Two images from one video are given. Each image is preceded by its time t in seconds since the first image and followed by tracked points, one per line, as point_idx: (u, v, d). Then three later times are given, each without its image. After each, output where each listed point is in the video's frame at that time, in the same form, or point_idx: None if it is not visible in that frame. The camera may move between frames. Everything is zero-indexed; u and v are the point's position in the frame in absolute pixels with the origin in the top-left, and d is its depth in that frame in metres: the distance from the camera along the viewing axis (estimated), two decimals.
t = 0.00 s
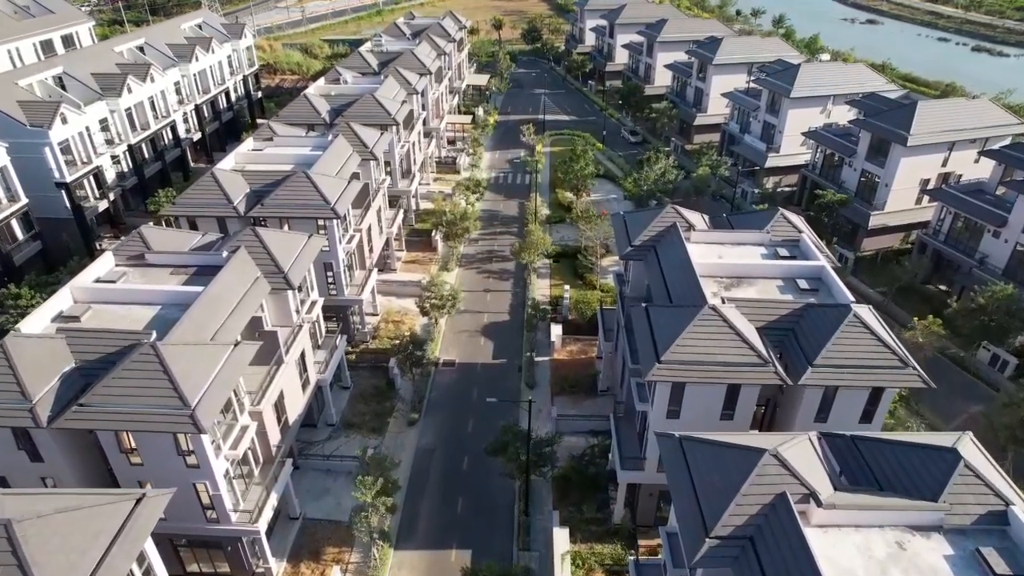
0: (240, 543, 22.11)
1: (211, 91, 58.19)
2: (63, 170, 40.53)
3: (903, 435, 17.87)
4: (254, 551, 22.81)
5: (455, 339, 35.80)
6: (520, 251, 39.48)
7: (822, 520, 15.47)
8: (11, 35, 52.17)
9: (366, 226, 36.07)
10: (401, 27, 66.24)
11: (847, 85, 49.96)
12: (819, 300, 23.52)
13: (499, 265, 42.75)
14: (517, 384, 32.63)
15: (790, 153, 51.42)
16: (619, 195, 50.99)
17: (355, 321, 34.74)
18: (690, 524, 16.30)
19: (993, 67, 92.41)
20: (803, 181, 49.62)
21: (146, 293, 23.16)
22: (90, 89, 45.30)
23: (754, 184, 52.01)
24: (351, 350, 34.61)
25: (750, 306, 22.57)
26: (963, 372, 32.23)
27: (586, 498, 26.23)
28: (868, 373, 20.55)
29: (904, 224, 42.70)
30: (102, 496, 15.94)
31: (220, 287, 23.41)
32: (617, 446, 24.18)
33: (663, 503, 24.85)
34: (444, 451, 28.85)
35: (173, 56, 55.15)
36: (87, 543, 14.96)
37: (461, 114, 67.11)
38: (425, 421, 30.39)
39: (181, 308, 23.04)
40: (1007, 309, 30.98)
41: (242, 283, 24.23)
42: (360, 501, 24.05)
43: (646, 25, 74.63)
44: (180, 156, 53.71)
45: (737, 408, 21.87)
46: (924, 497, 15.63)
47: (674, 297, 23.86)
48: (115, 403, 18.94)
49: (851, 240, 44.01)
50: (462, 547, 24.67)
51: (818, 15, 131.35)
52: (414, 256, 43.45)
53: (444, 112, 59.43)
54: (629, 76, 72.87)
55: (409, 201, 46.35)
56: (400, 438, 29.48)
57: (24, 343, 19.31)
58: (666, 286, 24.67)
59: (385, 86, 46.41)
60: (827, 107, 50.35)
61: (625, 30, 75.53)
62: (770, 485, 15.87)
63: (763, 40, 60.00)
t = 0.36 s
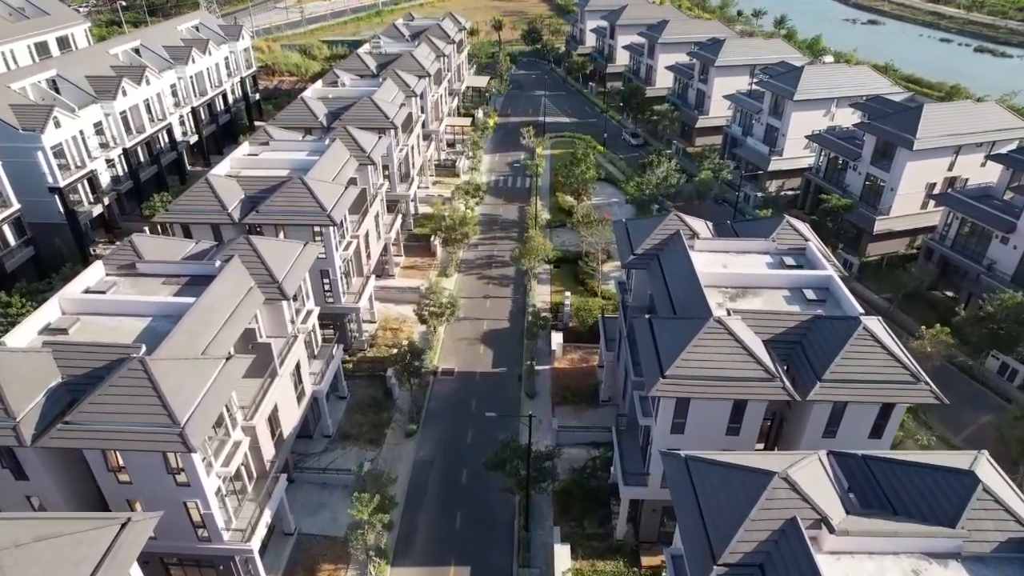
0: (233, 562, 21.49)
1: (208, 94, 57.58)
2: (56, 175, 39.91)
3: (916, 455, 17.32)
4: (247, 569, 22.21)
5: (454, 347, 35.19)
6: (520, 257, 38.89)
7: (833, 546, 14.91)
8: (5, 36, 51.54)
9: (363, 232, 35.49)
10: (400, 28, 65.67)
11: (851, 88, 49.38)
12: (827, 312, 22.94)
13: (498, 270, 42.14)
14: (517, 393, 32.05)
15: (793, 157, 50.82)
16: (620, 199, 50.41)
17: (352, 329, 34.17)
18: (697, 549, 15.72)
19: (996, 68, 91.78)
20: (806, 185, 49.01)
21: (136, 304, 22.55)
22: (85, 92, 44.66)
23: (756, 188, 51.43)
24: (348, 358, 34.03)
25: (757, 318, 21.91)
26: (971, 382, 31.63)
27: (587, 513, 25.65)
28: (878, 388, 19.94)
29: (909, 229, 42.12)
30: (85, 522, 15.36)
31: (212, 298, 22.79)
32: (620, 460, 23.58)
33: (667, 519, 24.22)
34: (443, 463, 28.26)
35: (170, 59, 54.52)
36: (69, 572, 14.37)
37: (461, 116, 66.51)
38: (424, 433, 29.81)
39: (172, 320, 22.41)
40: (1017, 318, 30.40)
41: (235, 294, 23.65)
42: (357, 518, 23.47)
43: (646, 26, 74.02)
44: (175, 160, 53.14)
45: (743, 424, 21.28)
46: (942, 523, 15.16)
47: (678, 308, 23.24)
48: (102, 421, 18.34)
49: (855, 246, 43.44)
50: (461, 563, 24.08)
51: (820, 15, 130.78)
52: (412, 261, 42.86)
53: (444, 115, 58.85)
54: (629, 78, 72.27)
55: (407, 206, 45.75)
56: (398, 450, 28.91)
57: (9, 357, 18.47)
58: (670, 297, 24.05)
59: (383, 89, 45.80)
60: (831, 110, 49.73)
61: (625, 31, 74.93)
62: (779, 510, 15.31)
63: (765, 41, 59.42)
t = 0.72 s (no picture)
0: None
1: (205, 97, 56.98)
2: (49, 180, 39.34)
3: (930, 476, 16.76)
4: None
5: (453, 355, 34.61)
6: (521, 263, 38.30)
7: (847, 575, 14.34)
8: None
9: (361, 239, 34.91)
10: (399, 30, 65.08)
11: (856, 90, 48.77)
12: (835, 324, 22.36)
13: (498, 276, 41.55)
14: (517, 404, 31.46)
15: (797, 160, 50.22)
16: (621, 203, 49.85)
17: (350, 338, 33.58)
18: None
19: (1000, 69, 91.10)
20: (811, 189, 48.43)
21: (127, 316, 21.97)
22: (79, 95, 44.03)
23: (759, 192, 50.85)
24: (346, 367, 33.45)
25: (764, 330, 21.32)
26: (980, 392, 30.98)
27: (589, 529, 25.06)
28: (890, 405, 19.34)
29: (914, 234, 41.54)
30: (67, 550, 14.85)
31: (205, 311, 22.19)
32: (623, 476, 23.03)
33: (671, 535, 23.64)
34: (442, 476, 27.69)
35: (166, 61, 53.90)
36: None
37: (460, 118, 65.90)
38: (422, 445, 29.24)
39: (163, 333, 21.81)
40: None
41: (228, 306, 23.06)
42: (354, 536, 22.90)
43: (648, 28, 73.41)
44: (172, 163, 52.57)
45: (750, 440, 20.71)
46: (961, 550, 14.72)
47: (683, 321, 22.65)
48: (88, 440, 17.74)
49: (860, 251, 42.86)
50: None
51: (821, 16, 130.12)
52: (411, 267, 42.28)
53: (443, 118, 58.25)
54: (631, 80, 71.66)
55: (406, 210, 45.17)
56: (396, 462, 28.33)
57: None
58: (675, 309, 23.47)
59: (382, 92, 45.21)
60: (835, 113, 49.13)
61: (626, 32, 74.34)
62: (790, 536, 14.77)
63: (768, 43, 58.81)
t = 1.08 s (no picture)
0: None
1: (202, 99, 56.40)
2: (43, 185, 38.75)
3: (946, 500, 16.19)
4: None
5: (453, 364, 34.04)
6: (521, 270, 37.71)
7: None
8: None
9: (358, 246, 34.32)
10: (398, 31, 64.48)
11: (860, 93, 48.19)
12: (844, 336, 21.79)
13: (498, 282, 40.97)
14: (518, 414, 30.90)
15: (800, 164, 49.64)
16: (623, 208, 49.29)
17: (347, 347, 33.02)
18: None
19: (1003, 70, 90.47)
20: (814, 193, 47.86)
21: (117, 329, 21.38)
22: (73, 98, 43.36)
23: (763, 196, 50.26)
24: (343, 376, 32.89)
25: (772, 343, 20.74)
26: (990, 402, 30.38)
27: (592, 545, 24.48)
28: (902, 421, 18.75)
29: (920, 240, 40.94)
30: None
31: (197, 323, 21.62)
32: (626, 492, 22.44)
33: (675, 553, 23.06)
34: (441, 490, 27.11)
35: (162, 63, 53.25)
36: None
37: (460, 121, 65.31)
38: (421, 457, 28.66)
39: (154, 346, 21.22)
40: None
41: (221, 318, 22.51)
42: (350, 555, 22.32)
43: (649, 29, 72.79)
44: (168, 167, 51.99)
45: (757, 457, 20.14)
46: None
47: (688, 333, 22.10)
48: (74, 460, 17.16)
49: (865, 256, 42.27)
50: None
51: (823, 17, 129.44)
52: (410, 273, 41.71)
53: (443, 121, 57.66)
54: (632, 82, 71.10)
55: (405, 215, 44.60)
56: (394, 475, 27.77)
57: None
58: (679, 320, 22.92)
59: (380, 96, 44.62)
60: (839, 116, 48.54)
61: (627, 33, 73.73)
62: (802, 565, 14.22)
63: (770, 45, 58.22)
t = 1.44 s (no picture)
0: None
1: (199, 101, 55.87)
2: (36, 189, 38.22)
3: (962, 521, 15.63)
4: None
5: (452, 372, 33.52)
6: (521, 276, 37.17)
7: None
8: None
9: (356, 251, 33.77)
10: (398, 33, 63.91)
11: (864, 96, 47.62)
12: (853, 348, 21.23)
13: (499, 288, 40.44)
14: (518, 424, 30.37)
15: (804, 167, 49.10)
16: (624, 211, 48.78)
17: (345, 355, 32.47)
18: None
19: (1006, 71, 89.91)
20: (818, 197, 47.35)
21: (107, 340, 20.79)
22: (68, 101, 42.75)
23: (766, 199, 49.72)
24: (341, 384, 32.36)
25: (780, 355, 20.18)
26: (999, 412, 29.84)
27: (594, 560, 23.93)
28: (915, 437, 18.19)
29: (926, 244, 40.38)
30: None
31: (190, 335, 21.06)
32: (629, 507, 21.88)
33: (680, 569, 22.51)
34: (440, 502, 26.57)
35: (159, 65, 52.68)
36: None
37: (460, 123, 64.79)
38: (420, 468, 28.13)
39: (145, 358, 20.65)
40: None
41: (215, 329, 21.95)
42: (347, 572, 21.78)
43: (650, 30, 72.26)
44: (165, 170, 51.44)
45: (765, 473, 19.60)
46: None
47: (693, 344, 21.55)
48: (59, 479, 16.58)
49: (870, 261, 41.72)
50: None
51: (825, 17, 128.94)
52: (409, 278, 41.18)
53: (442, 123, 57.13)
54: (633, 83, 70.56)
55: (404, 219, 44.06)
56: (392, 487, 27.24)
57: None
58: (684, 331, 22.40)
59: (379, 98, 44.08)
60: (843, 119, 48.00)
61: (629, 34, 73.13)
62: None
63: (773, 46, 57.67)
